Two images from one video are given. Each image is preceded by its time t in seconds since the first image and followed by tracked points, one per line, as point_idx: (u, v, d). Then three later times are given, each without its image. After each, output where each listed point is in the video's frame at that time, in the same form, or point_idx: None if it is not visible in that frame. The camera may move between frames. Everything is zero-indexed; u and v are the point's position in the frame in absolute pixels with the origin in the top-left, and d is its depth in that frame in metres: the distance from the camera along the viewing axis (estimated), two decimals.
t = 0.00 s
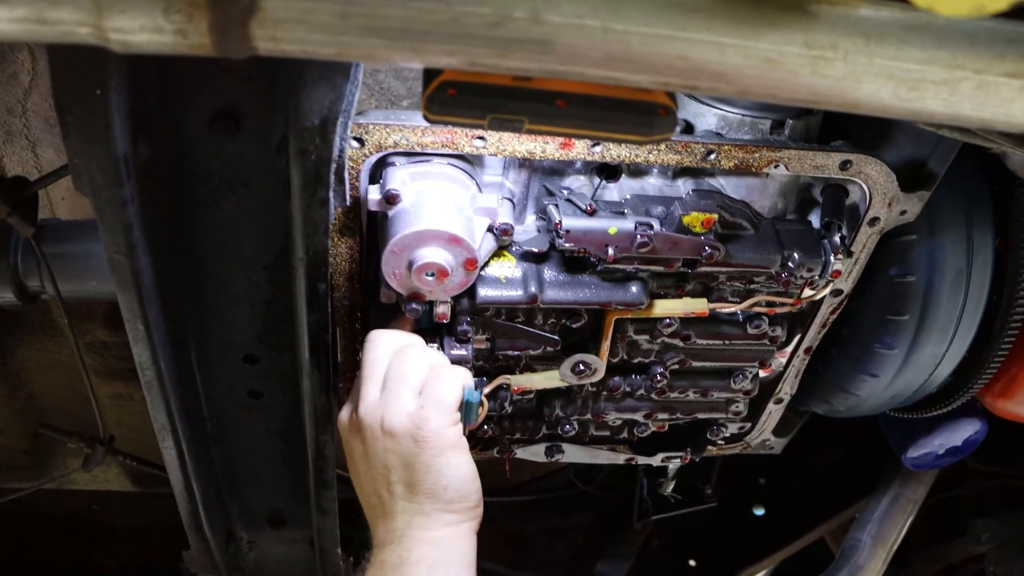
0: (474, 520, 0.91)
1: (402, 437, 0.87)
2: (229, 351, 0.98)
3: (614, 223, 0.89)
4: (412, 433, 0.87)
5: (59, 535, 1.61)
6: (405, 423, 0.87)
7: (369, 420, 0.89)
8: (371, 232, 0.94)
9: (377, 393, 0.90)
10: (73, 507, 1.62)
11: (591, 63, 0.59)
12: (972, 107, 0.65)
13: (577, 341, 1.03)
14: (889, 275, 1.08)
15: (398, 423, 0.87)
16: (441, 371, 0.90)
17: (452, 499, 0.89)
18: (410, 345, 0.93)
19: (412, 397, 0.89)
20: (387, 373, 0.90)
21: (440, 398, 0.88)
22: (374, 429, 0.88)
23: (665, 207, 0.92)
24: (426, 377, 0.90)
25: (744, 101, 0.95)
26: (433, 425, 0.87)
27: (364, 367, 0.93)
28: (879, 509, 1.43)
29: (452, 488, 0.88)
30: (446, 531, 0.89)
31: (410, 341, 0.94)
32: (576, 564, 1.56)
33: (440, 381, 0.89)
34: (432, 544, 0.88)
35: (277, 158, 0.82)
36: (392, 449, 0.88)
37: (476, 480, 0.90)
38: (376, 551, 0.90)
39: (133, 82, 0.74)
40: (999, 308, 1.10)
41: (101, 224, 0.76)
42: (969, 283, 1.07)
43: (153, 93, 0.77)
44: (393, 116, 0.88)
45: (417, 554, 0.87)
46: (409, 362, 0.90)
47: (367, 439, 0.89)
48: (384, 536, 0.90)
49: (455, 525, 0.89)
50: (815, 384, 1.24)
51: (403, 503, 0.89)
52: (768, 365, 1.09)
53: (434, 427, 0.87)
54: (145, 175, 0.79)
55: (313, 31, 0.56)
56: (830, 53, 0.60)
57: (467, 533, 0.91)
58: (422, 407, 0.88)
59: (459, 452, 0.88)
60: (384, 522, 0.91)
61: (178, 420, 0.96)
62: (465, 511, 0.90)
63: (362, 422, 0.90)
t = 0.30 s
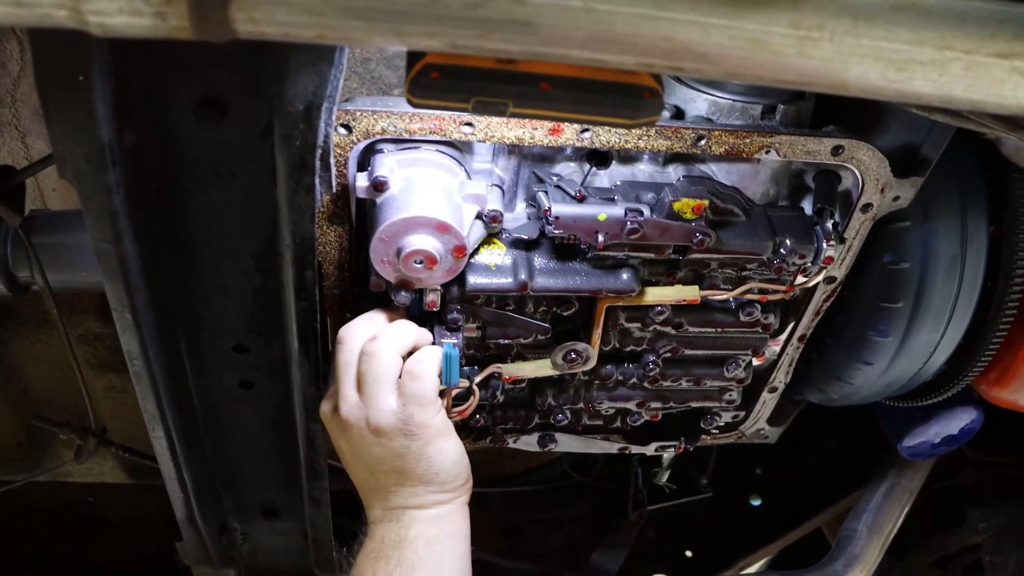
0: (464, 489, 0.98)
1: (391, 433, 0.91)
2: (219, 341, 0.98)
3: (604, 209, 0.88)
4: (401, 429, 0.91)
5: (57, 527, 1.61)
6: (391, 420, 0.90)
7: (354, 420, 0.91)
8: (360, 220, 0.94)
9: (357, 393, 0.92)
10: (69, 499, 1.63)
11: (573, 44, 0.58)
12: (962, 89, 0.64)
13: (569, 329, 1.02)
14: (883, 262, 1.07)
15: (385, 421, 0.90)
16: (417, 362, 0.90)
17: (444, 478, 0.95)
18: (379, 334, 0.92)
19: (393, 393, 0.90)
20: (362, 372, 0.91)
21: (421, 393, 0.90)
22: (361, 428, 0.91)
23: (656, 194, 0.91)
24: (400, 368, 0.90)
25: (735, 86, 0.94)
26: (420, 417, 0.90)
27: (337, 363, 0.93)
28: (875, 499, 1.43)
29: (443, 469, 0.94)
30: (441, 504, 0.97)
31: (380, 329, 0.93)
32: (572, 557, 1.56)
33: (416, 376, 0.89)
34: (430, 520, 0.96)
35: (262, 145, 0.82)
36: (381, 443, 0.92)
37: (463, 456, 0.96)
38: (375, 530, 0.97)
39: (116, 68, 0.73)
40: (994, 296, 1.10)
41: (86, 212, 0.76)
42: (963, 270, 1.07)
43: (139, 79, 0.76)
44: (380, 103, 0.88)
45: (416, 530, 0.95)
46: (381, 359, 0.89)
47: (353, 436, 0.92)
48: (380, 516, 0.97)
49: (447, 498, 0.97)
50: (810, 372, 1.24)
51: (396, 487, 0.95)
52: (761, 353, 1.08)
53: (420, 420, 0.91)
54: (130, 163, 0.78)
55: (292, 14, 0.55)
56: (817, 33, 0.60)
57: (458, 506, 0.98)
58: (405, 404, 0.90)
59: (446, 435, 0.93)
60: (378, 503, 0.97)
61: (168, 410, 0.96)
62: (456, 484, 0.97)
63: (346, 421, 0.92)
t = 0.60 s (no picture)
0: (452, 475, 1.00)
1: (392, 421, 0.90)
2: (205, 336, 0.97)
3: (590, 203, 0.87)
4: (404, 418, 0.91)
5: (49, 523, 1.61)
6: (395, 412, 0.90)
7: (354, 409, 0.90)
8: (344, 214, 0.93)
9: (357, 380, 0.90)
10: (61, 494, 1.64)
11: (552, 34, 0.57)
12: (948, 79, 0.63)
13: (557, 324, 1.02)
14: (875, 257, 1.06)
15: (387, 411, 0.90)
16: (423, 355, 0.90)
17: (437, 465, 0.97)
18: (381, 323, 0.91)
19: (395, 385, 0.90)
20: (364, 362, 0.90)
21: (424, 386, 0.90)
22: (360, 418, 0.90)
23: (643, 187, 0.91)
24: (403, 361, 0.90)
25: (725, 79, 0.94)
26: (423, 409, 0.91)
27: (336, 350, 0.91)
28: (870, 495, 1.42)
29: (438, 456, 0.96)
30: (430, 488, 0.98)
31: (382, 317, 0.92)
32: (567, 553, 1.55)
33: (421, 369, 0.90)
34: (420, 501, 0.97)
35: (244, 138, 0.81)
36: (380, 431, 0.92)
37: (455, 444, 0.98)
38: (364, 508, 0.97)
39: (95, 59, 0.72)
40: (988, 291, 1.08)
41: (64, 206, 0.75)
42: (957, 264, 1.05)
43: (118, 72, 0.75)
44: (364, 96, 0.87)
45: (410, 516, 0.96)
46: (386, 350, 0.89)
47: (349, 424, 0.91)
48: (369, 494, 0.97)
49: (437, 484, 0.99)
50: (803, 368, 1.23)
51: (390, 471, 0.96)
52: (752, 349, 1.08)
53: (424, 412, 0.91)
54: (111, 155, 0.77)
55: (263, 3, 0.54)
56: (800, 23, 0.59)
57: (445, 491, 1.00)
58: (409, 396, 0.90)
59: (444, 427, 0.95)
60: (366, 482, 0.97)
61: (152, 406, 0.95)
62: (447, 472, 0.99)
63: (343, 409, 0.90)
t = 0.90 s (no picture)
0: (457, 473, 0.99)
1: (398, 422, 0.89)
2: (206, 343, 0.98)
3: (594, 209, 0.87)
4: (409, 418, 0.89)
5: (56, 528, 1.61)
6: (400, 412, 0.89)
7: (358, 414, 0.88)
8: (348, 220, 0.92)
9: (360, 383, 0.89)
10: (69, 500, 1.64)
11: (550, 40, 0.56)
12: (955, 83, 0.62)
13: (562, 331, 1.01)
14: (884, 262, 1.05)
15: (392, 412, 0.89)
16: (425, 353, 0.89)
17: (443, 464, 0.96)
18: (379, 324, 0.89)
19: (399, 384, 0.89)
20: (365, 363, 0.88)
21: (428, 383, 0.89)
22: (365, 421, 0.89)
23: (648, 194, 0.89)
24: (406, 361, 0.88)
25: (730, 83, 0.93)
26: (429, 407, 0.90)
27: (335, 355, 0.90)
28: (880, 502, 1.40)
29: (444, 454, 0.95)
30: (436, 488, 0.98)
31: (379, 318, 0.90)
32: (573, 558, 1.53)
33: (423, 366, 0.88)
34: (427, 502, 0.97)
35: (243, 146, 0.81)
36: (386, 434, 0.90)
37: (461, 441, 0.97)
38: (370, 511, 0.96)
39: (94, 68, 0.72)
40: (998, 297, 1.07)
41: (65, 215, 0.75)
42: (967, 269, 1.04)
43: (116, 80, 0.76)
44: (365, 103, 0.86)
45: (416, 517, 0.96)
46: (387, 351, 0.88)
47: (354, 428, 0.90)
48: (375, 497, 0.96)
49: (444, 482, 0.98)
50: (812, 374, 1.22)
51: (396, 472, 0.94)
52: (759, 355, 1.06)
53: (430, 410, 0.90)
54: (110, 164, 0.78)
55: (260, 11, 0.54)
56: (802, 27, 0.58)
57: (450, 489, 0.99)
58: (413, 394, 0.89)
59: (450, 424, 0.94)
60: (371, 485, 0.96)
61: (155, 413, 0.95)
62: (453, 470, 0.98)
63: (347, 413, 0.89)
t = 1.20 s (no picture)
0: (461, 464, 0.99)
1: (398, 409, 0.90)
2: (207, 343, 0.98)
3: (594, 206, 0.86)
4: (408, 403, 0.90)
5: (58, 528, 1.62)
6: (398, 398, 0.89)
7: (356, 404, 0.89)
8: (347, 218, 0.92)
9: (356, 373, 0.89)
10: (71, 501, 1.64)
11: (546, 36, 0.56)
12: (957, 76, 0.62)
13: (563, 328, 1.01)
14: (887, 257, 1.05)
15: (391, 399, 0.89)
16: (417, 334, 0.88)
17: (446, 453, 0.95)
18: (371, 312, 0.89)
19: (395, 370, 0.89)
20: (360, 352, 0.89)
21: (423, 366, 0.89)
22: (363, 411, 0.89)
23: (648, 190, 0.89)
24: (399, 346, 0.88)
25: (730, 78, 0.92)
26: (426, 390, 0.90)
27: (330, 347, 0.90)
28: (884, 498, 1.40)
29: (446, 442, 0.95)
30: (440, 479, 0.97)
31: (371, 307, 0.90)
32: (577, 556, 1.53)
33: (416, 348, 0.88)
34: (430, 496, 0.96)
35: (241, 146, 0.81)
36: (386, 423, 0.91)
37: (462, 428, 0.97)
38: (373, 507, 0.96)
39: (90, 67, 0.72)
40: (1002, 291, 1.07)
41: (62, 216, 0.75)
42: (970, 264, 1.04)
43: (112, 80, 0.76)
44: (364, 100, 0.86)
45: (419, 511, 0.95)
46: (380, 339, 0.88)
47: (354, 419, 0.90)
48: (378, 493, 0.96)
49: (448, 472, 0.97)
50: (814, 370, 1.21)
51: (398, 465, 0.94)
52: (761, 351, 1.06)
53: (427, 394, 0.90)
54: (106, 163, 0.77)
55: (254, 9, 0.54)
56: (802, 21, 0.57)
57: (454, 482, 0.99)
58: (410, 379, 0.89)
59: (450, 409, 0.93)
60: (374, 480, 0.96)
61: (156, 413, 0.95)
62: (457, 459, 0.98)
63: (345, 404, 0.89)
